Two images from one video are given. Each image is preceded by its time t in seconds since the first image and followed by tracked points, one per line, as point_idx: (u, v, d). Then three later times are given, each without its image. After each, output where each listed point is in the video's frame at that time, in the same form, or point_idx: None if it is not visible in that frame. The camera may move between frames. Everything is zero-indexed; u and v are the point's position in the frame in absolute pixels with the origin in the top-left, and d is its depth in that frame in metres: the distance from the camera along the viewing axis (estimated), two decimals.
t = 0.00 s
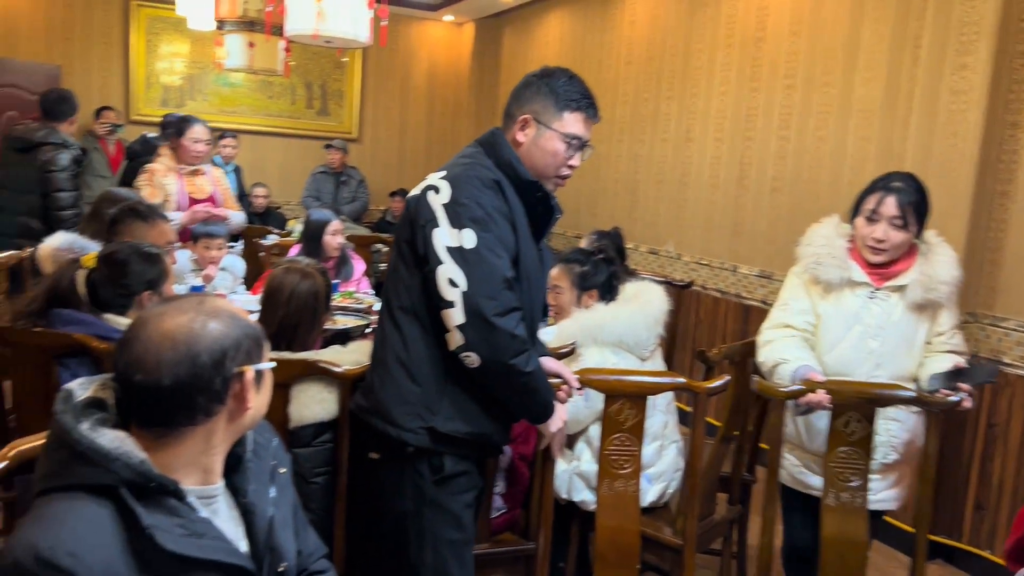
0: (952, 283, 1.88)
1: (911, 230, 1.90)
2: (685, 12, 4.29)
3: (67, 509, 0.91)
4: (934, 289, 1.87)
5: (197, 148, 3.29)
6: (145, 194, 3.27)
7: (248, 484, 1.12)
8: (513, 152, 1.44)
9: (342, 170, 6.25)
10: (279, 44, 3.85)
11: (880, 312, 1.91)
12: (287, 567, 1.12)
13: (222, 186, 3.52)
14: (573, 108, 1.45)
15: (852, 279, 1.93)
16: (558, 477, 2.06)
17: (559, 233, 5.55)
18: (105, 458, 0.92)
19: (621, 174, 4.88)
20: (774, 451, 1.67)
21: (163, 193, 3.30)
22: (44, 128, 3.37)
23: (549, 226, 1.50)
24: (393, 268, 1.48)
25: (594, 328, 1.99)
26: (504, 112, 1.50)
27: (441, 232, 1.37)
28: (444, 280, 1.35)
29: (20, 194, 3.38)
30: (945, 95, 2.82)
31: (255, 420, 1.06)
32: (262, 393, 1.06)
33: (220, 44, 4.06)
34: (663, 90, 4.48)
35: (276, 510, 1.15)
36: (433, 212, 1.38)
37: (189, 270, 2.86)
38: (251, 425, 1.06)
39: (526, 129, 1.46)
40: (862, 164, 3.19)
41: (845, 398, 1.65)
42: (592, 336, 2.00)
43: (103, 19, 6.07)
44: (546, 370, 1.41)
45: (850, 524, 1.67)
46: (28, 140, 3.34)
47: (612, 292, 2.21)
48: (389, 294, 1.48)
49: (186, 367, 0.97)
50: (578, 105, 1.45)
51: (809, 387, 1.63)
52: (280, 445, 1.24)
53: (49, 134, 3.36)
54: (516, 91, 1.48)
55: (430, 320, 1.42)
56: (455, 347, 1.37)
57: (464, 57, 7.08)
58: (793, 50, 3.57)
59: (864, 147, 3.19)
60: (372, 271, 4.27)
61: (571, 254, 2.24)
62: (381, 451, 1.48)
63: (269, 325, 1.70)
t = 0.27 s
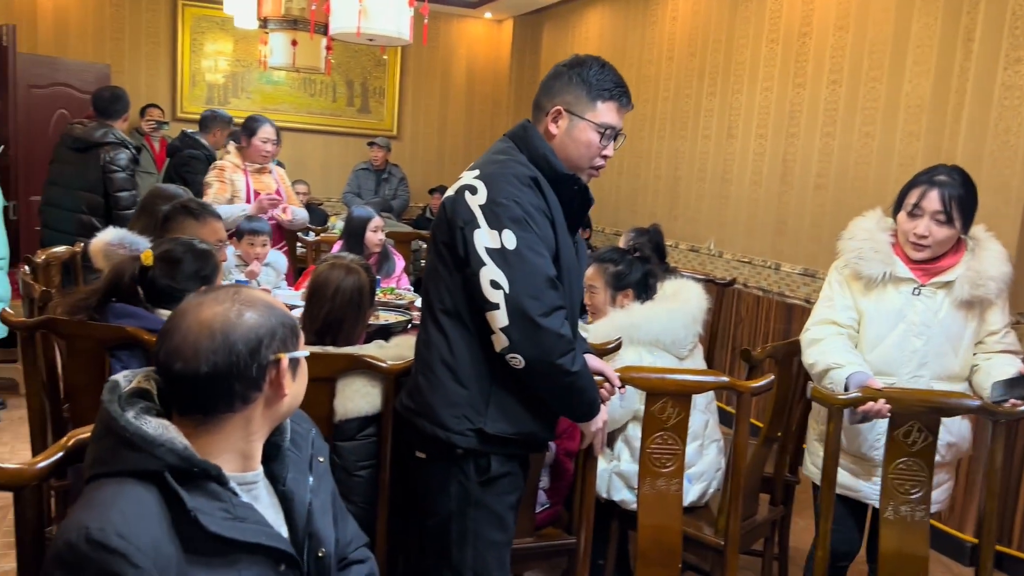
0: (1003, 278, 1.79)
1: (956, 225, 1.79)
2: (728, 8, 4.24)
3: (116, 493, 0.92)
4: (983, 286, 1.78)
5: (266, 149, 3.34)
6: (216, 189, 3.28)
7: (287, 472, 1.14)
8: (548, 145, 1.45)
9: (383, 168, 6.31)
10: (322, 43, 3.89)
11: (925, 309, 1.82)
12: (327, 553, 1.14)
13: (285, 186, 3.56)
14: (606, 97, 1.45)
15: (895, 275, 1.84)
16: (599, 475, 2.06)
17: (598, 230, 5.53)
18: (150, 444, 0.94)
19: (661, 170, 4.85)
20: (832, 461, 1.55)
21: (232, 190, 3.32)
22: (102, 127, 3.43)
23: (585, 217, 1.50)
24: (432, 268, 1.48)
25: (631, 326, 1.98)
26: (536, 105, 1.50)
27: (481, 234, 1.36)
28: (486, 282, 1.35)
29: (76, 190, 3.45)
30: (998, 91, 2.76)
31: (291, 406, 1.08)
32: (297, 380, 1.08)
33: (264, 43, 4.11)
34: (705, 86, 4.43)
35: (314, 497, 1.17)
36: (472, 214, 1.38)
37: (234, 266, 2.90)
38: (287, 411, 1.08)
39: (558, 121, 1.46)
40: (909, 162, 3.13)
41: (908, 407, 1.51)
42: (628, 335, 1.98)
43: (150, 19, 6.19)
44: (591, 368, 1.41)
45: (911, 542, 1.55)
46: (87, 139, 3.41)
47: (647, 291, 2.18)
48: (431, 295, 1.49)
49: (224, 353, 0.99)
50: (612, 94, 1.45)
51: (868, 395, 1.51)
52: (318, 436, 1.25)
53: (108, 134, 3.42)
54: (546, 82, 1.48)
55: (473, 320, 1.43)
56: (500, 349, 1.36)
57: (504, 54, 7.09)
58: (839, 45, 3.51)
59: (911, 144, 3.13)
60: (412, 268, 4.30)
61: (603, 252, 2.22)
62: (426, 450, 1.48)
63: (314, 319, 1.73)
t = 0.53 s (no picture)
0: (1021, 268, 1.76)
1: (976, 215, 1.75)
2: (758, 2, 4.21)
3: (138, 477, 0.94)
4: (999, 275, 1.75)
5: (304, 149, 3.37)
6: (256, 186, 3.30)
7: (303, 459, 1.15)
8: (566, 140, 1.44)
9: (412, 166, 6.35)
10: (351, 41, 3.92)
11: (942, 299, 1.77)
12: (344, 536, 1.14)
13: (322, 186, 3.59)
14: (625, 86, 1.42)
15: (910, 264, 1.79)
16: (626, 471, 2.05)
17: (626, 227, 5.51)
18: (169, 428, 0.96)
19: (690, 167, 4.82)
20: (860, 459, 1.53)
21: (272, 187, 3.36)
22: (144, 129, 3.49)
23: (605, 214, 1.48)
24: (450, 271, 1.48)
25: (661, 322, 1.96)
26: (554, 98, 1.48)
27: (493, 243, 1.34)
28: (497, 293, 1.33)
29: (115, 189, 3.51)
30: None
31: (306, 392, 1.09)
32: (311, 366, 1.09)
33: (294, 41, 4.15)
34: (734, 82, 4.40)
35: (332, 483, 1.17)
36: (486, 222, 1.36)
37: (265, 263, 2.93)
38: (302, 397, 1.09)
39: (578, 112, 1.44)
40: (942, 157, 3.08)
41: (938, 406, 1.49)
42: (658, 330, 1.97)
43: (183, 19, 6.28)
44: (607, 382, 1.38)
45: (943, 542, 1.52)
46: (129, 140, 3.47)
47: (677, 286, 2.18)
48: (451, 300, 1.49)
49: (237, 338, 1.00)
50: (632, 82, 1.43)
51: (897, 393, 1.48)
52: (336, 424, 1.26)
53: (150, 135, 3.48)
54: (563, 72, 1.46)
55: (489, 327, 1.43)
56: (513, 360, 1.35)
57: (531, 51, 7.09)
58: (871, 39, 3.47)
59: (945, 140, 3.08)
60: (440, 265, 4.31)
61: (631, 249, 2.21)
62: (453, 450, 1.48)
63: (342, 314, 1.74)
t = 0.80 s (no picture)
0: (1020, 259, 1.74)
1: (967, 211, 1.74)
2: (775, 1, 4.19)
3: (148, 479, 0.96)
4: (998, 265, 1.73)
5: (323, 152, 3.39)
6: (276, 190, 3.34)
7: (313, 459, 1.17)
8: (573, 144, 1.44)
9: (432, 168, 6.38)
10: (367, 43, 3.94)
11: (940, 293, 1.76)
12: (354, 535, 1.14)
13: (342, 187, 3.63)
14: (635, 84, 1.41)
15: (905, 262, 1.79)
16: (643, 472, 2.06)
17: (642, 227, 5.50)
18: (177, 430, 0.97)
19: (707, 166, 4.80)
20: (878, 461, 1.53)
21: (293, 191, 3.40)
22: (173, 134, 3.51)
23: (616, 216, 1.48)
24: (456, 278, 1.49)
25: (679, 322, 1.97)
26: (562, 100, 1.47)
27: (485, 256, 1.34)
28: (488, 307, 1.33)
29: (145, 195, 3.52)
30: None
31: (312, 388, 1.10)
32: (314, 363, 1.10)
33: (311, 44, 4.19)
34: (751, 81, 4.38)
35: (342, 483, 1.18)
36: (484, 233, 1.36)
37: (283, 265, 2.94)
38: (308, 393, 1.10)
39: (588, 115, 1.43)
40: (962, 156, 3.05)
41: (956, 407, 1.48)
42: (676, 331, 1.98)
43: (202, 23, 6.34)
44: (595, 412, 1.34)
45: (966, 544, 1.51)
46: (159, 146, 3.49)
47: (694, 286, 2.18)
48: (458, 308, 1.49)
49: (236, 339, 1.01)
50: (641, 80, 1.42)
51: (917, 394, 1.48)
52: (346, 423, 1.26)
53: (180, 141, 3.51)
54: (568, 70, 1.46)
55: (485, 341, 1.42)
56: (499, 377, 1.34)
57: (548, 51, 7.09)
58: (889, 38, 3.44)
59: (965, 138, 3.05)
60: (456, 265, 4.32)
61: (645, 250, 2.21)
62: (468, 455, 1.49)
63: (359, 315, 1.76)
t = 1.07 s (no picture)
0: None
1: (978, 207, 1.71)
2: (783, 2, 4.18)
3: (152, 487, 0.97)
4: (1006, 265, 1.67)
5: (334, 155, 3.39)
6: (290, 197, 3.38)
7: (318, 463, 1.17)
8: (575, 146, 1.44)
9: (443, 172, 6.39)
10: (376, 48, 3.95)
11: (947, 292, 1.73)
12: (359, 539, 1.15)
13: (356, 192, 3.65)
14: (631, 70, 1.42)
15: (914, 257, 1.77)
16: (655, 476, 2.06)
17: (652, 229, 5.49)
18: (179, 439, 0.98)
19: (716, 167, 4.79)
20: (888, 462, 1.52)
21: (306, 198, 3.43)
22: (192, 140, 3.53)
23: (621, 217, 1.47)
24: (465, 286, 1.49)
25: (687, 325, 1.96)
26: (559, 103, 1.47)
27: (491, 263, 1.35)
28: (498, 313, 1.33)
29: (171, 203, 3.55)
30: None
31: (313, 392, 1.11)
32: (316, 367, 1.10)
33: (320, 49, 4.20)
34: (760, 82, 4.37)
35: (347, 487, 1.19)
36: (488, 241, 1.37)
37: (293, 270, 2.95)
38: (310, 397, 1.11)
39: (594, 112, 1.43)
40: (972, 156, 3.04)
41: (966, 408, 1.47)
42: (684, 333, 1.97)
43: (212, 29, 6.38)
44: (616, 398, 1.35)
45: (977, 546, 1.50)
46: (180, 153, 3.50)
47: (701, 289, 2.18)
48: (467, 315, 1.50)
49: (237, 347, 1.02)
50: (635, 66, 1.43)
51: (926, 395, 1.47)
52: (351, 427, 1.27)
53: (199, 147, 3.52)
54: (561, 74, 1.46)
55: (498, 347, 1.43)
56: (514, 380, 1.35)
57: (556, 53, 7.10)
58: (898, 38, 3.43)
59: (975, 138, 3.03)
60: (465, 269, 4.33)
61: (652, 253, 2.21)
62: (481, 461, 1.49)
63: (368, 319, 1.76)
